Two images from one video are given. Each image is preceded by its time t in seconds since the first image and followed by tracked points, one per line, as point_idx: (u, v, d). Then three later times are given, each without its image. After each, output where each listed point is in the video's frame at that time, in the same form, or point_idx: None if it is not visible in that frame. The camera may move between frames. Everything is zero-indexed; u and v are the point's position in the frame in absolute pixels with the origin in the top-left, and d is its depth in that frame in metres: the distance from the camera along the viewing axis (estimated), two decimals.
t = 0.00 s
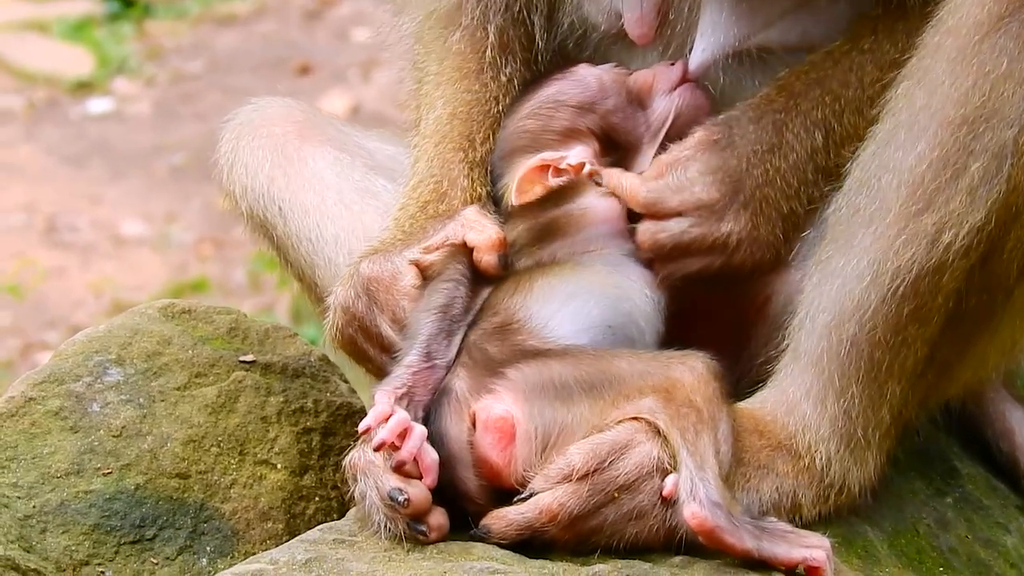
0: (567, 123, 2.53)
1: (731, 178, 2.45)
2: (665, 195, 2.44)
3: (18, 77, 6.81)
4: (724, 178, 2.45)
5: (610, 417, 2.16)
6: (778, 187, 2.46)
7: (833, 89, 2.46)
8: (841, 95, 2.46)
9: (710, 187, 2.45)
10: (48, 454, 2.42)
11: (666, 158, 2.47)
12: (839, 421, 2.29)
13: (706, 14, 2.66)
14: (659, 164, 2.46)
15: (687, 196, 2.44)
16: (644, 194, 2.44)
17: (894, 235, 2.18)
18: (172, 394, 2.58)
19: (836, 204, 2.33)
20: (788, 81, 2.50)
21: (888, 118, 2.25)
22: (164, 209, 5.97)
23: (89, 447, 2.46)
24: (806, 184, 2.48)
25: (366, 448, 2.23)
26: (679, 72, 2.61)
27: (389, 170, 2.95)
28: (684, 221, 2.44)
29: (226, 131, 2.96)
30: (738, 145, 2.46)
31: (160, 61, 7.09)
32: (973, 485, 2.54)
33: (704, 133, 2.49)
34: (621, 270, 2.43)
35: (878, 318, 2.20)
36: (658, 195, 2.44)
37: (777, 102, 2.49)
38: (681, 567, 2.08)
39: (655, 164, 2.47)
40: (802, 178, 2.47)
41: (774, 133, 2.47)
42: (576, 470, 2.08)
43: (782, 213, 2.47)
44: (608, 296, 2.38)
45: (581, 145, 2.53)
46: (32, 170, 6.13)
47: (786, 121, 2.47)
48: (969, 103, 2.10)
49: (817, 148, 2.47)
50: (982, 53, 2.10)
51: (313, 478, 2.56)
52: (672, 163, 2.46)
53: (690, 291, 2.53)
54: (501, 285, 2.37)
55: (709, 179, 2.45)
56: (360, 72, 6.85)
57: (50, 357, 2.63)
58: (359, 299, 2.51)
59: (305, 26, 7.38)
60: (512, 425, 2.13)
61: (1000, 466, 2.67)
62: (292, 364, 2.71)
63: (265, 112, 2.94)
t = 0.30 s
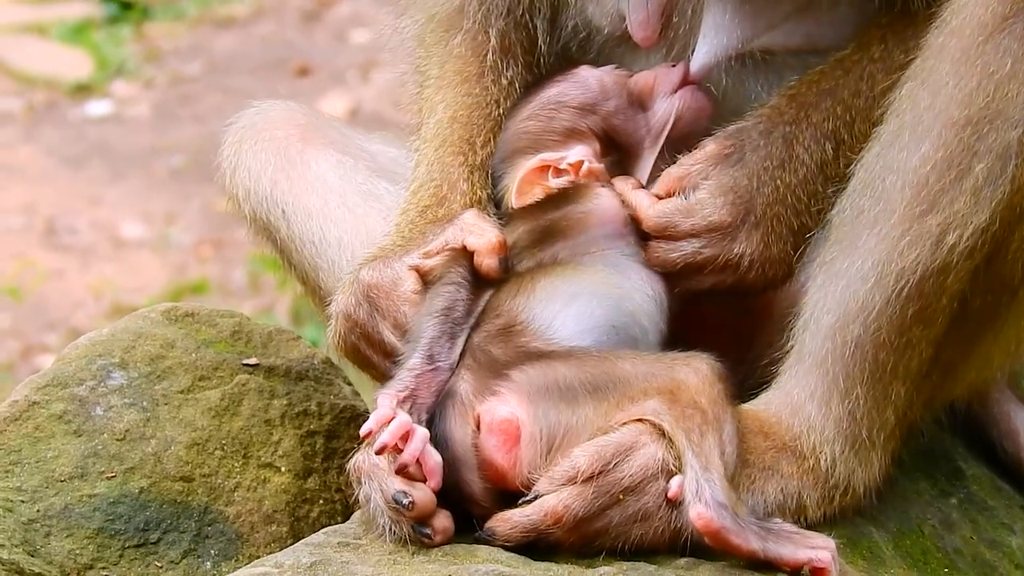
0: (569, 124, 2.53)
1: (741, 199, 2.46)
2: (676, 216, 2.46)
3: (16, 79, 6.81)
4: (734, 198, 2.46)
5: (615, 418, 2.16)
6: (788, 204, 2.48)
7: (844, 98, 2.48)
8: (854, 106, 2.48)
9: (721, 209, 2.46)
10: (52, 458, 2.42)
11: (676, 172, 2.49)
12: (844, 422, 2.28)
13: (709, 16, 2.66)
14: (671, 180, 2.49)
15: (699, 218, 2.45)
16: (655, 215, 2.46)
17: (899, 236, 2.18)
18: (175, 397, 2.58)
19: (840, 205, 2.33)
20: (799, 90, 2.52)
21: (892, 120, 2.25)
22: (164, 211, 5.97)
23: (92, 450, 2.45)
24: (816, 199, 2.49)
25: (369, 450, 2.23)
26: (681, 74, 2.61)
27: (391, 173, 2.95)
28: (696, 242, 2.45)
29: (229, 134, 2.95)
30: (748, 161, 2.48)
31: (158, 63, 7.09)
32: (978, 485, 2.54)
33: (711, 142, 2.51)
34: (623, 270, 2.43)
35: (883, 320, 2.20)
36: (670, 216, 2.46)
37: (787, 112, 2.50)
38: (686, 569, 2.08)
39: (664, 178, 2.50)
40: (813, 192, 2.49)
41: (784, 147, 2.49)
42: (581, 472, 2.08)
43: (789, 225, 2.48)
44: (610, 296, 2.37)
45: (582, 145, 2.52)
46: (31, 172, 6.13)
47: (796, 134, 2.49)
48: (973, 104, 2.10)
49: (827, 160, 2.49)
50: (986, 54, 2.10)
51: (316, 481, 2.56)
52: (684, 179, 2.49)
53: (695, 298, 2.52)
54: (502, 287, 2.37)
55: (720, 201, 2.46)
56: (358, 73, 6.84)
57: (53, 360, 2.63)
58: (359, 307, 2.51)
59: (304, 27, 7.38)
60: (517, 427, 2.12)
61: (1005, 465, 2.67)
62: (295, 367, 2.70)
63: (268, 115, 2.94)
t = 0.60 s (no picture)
0: (570, 126, 2.53)
1: (745, 207, 2.46)
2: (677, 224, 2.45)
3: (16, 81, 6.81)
4: (739, 206, 2.46)
5: (616, 421, 2.16)
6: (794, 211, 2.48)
7: (851, 104, 2.48)
8: (860, 111, 2.47)
9: (725, 216, 2.45)
10: (53, 460, 2.41)
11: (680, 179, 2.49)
12: (845, 426, 2.28)
13: (710, 18, 2.65)
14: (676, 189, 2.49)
15: (702, 226, 2.45)
16: (659, 223, 2.45)
17: (900, 239, 2.18)
18: (176, 399, 2.57)
19: (841, 208, 2.33)
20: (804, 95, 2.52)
21: (893, 123, 2.25)
22: (164, 213, 5.97)
23: (93, 452, 2.45)
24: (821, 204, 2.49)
25: (370, 452, 2.23)
26: (682, 76, 2.61)
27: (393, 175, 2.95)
28: (700, 250, 2.45)
29: (230, 137, 2.96)
30: (753, 167, 2.48)
31: (158, 65, 7.09)
32: (979, 490, 2.55)
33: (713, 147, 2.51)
34: (625, 273, 2.42)
35: (884, 323, 2.20)
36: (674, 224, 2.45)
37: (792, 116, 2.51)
38: (687, 573, 2.08)
39: (669, 185, 2.50)
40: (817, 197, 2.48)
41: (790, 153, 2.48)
42: (582, 475, 2.08)
43: (790, 228, 2.48)
44: (612, 300, 2.37)
45: (586, 146, 2.52)
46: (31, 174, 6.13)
47: (802, 139, 2.48)
48: (974, 107, 2.10)
49: (832, 166, 2.49)
50: (987, 57, 2.10)
51: (317, 484, 2.56)
52: (689, 185, 2.49)
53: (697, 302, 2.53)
54: (504, 291, 2.36)
55: (723, 208, 2.46)
56: (358, 75, 6.84)
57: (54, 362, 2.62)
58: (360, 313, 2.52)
59: (304, 29, 7.38)
60: (518, 429, 2.13)
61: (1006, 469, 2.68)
62: (296, 369, 2.72)
63: (269, 118, 2.95)
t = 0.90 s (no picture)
0: (570, 124, 2.53)
1: (771, 237, 2.46)
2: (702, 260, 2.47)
3: (14, 82, 6.81)
4: (765, 237, 2.46)
5: (618, 421, 2.16)
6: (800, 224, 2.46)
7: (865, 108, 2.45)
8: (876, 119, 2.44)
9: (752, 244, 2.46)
10: (55, 461, 2.41)
11: (707, 210, 2.51)
12: (849, 426, 2.28)
13: (715, 18, 2.63)
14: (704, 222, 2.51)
15: (730, 263, 2.46)
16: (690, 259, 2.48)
17: (904, 239, 2.18)
18: (178, 400, 2.57)
19: (845, 208, 2.33)
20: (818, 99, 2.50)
21: (897, 123, 2.25)
22: (163, 215, 5.97)
23: (96, 453, 2.45)
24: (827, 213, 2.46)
25: (373, 451, 2.20)
26: (683, 76, 2.61)
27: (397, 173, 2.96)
28: (728, 286, 2.48)
29: (233, 137, 2.96)
30: (778, 195, 2.47)
31: (157, 67, 7.09)
32: (983, 489, 2.55)
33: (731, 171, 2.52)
34: (624, 268, 2.43)
35: (888, 323, 2.20)
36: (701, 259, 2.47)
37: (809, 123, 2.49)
38: (691, 572, 2.07)
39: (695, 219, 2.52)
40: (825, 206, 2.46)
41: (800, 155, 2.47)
42: (586, 475, 2.08)
43: (795, 239, 2.46)
44: (611, 296, 2.37)
45: (582, 144, 2.52)
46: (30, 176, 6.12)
47: (826, 159, 2.46)
48: (979, 107, 2.10)
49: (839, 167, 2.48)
50: (992, 57, 2.10)
51: (320, 485, 2.56)
52: (714, 215, 2.51)
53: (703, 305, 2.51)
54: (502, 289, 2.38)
55: (750, 238, 2.47)
56: (358, 76, 6.83)
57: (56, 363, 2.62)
58: (347, 303, 2.53)
59: (303, 31, 7.37)
60: (518, 426, 2.13)
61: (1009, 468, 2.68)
62: (298, 370, 2.71)
63: (272, 119, 2.95)
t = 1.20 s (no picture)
0: (573, 126, 2.53)
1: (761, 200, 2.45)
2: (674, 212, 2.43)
3: (12, 79, 6.80)
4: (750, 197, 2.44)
5: (619, 421, 2.16)
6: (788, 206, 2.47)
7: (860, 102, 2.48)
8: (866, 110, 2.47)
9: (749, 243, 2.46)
10: (54, 460, 2.41)
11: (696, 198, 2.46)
12: (849, 425, 2.28)
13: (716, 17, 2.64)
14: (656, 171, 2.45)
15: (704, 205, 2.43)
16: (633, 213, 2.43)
17: (904, 239, 2.18)
18: (178, 400, 2.57)
19: (845, 208, 2.33)
20: (802, 93, 2.50)
21: (898, 123, 2.25)
22: (161, 213, 5.96)
23: (95, 453, 2.44)
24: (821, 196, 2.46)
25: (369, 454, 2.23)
26: (685, 75, 2.61)
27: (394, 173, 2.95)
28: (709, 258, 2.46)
29: (233, 134, 2.95)
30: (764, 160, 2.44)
31: (155, 64, 7.08)
32: (982, 488, 2.55)
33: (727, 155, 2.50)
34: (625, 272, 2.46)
35: (888, 323, 2.20)
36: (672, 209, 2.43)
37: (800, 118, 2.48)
38: (691, 572, 2.07)
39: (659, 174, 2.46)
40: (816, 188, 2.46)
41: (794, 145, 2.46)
42: (586, 475, 2.07)
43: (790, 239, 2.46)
44: (615, 300, 2.40)
45: (586, 145, 2.52)
46: (27, 174, 6.12)
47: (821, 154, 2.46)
48: (980, 107, 2.09)
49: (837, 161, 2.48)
50: (992, 57, 2.09)
51: (319, 484, 2.56)
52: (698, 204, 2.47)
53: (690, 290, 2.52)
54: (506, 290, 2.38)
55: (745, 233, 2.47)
56: (356, 74, 6.82)
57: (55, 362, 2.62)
58: (363, 311, 2.52)
59: (302, 29, 7.37)
60: (520, 428, 2.12)
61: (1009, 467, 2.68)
62: (298, 369, 2.71)
63: (272, 116, 2.94)
